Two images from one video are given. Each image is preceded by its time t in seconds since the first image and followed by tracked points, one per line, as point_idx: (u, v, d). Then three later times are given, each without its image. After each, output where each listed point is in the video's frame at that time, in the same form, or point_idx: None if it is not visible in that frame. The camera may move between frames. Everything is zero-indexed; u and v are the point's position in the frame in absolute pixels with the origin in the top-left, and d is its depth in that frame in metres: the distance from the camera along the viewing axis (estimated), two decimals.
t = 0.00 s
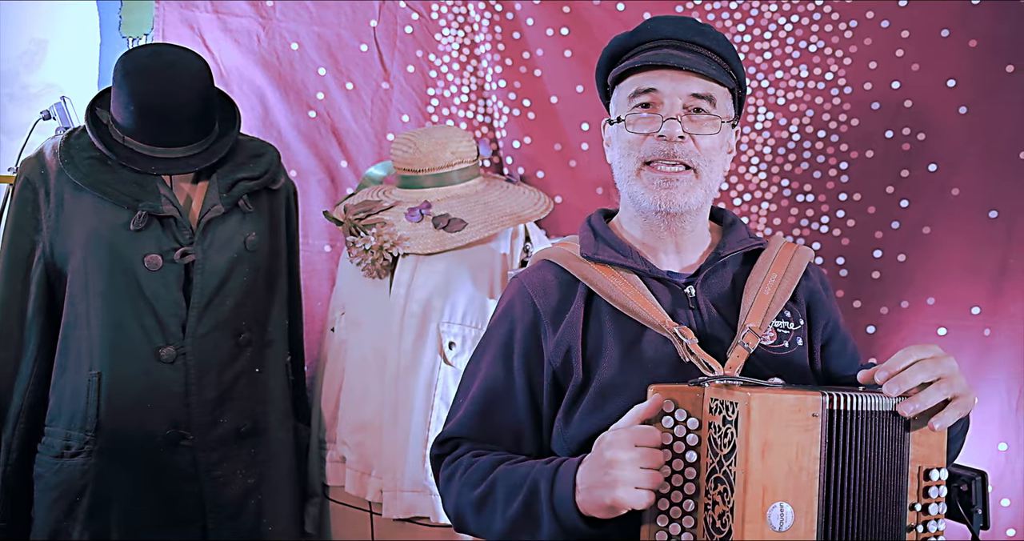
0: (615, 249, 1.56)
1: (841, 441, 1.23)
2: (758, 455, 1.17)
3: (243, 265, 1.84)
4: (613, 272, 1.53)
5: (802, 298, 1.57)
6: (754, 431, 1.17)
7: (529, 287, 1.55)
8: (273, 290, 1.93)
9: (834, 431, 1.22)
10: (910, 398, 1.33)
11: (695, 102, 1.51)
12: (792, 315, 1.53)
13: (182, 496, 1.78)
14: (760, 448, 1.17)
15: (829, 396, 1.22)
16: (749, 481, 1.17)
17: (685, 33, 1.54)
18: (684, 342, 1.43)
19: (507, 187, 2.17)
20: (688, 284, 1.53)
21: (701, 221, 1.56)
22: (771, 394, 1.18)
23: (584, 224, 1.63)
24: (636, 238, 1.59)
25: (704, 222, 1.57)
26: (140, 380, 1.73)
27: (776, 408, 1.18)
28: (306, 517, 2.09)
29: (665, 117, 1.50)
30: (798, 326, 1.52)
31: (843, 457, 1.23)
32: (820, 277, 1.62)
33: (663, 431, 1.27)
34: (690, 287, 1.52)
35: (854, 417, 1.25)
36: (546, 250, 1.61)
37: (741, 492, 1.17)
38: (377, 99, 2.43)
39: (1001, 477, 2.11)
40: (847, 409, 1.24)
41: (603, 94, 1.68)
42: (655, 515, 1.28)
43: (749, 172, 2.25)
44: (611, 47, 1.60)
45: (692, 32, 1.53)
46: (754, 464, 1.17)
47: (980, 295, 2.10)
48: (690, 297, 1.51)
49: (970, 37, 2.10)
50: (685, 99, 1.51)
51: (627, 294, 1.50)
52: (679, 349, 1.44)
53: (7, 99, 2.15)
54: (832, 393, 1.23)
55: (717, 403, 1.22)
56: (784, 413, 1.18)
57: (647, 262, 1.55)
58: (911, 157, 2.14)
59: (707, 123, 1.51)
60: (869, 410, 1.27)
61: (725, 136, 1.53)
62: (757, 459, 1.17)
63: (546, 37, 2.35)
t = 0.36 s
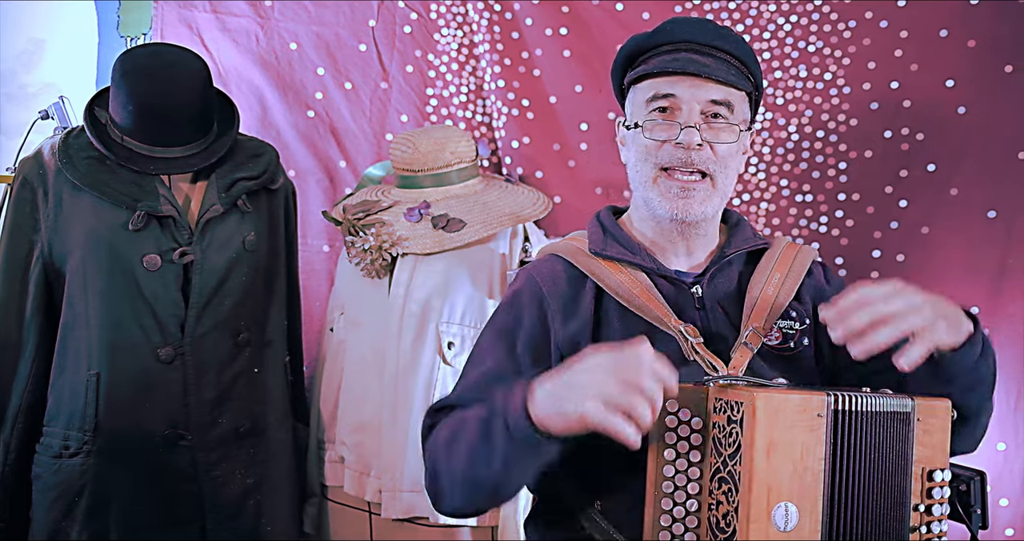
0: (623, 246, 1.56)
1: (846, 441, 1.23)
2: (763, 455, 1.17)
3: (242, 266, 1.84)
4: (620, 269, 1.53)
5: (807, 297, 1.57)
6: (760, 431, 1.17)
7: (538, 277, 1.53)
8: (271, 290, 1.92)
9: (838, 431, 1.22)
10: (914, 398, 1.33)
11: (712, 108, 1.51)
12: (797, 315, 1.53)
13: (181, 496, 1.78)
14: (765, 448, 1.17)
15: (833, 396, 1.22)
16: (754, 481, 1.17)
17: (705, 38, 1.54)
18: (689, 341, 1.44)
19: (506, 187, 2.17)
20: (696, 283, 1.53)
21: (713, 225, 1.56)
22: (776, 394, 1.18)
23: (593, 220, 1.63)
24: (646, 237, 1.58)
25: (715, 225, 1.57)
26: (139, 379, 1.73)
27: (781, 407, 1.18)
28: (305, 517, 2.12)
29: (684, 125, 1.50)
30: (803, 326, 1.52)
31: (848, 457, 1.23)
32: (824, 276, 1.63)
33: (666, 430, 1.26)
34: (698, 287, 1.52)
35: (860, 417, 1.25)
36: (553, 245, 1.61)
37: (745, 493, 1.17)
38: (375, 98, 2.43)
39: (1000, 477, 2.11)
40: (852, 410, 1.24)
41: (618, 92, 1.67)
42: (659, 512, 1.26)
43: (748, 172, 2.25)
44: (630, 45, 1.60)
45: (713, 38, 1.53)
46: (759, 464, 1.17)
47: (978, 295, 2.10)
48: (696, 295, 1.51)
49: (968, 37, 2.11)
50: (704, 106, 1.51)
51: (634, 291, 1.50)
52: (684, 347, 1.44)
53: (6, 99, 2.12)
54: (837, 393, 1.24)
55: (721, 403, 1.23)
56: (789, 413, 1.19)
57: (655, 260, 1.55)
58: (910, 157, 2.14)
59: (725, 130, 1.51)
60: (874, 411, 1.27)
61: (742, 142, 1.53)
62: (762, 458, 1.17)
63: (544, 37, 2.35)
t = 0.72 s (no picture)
0: (627, 236, 1.56)
1: (842, 425, 1.24)
2: (760, 437, 1.18)
3: (241, 266, 1.84)
4: (629, 260, 1.53)
5: (799, 278, 1.57)
6: (756, 414, 1.18)
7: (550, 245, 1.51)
8: (270, 292, 1.91)
9: (834, 415, 1.23)
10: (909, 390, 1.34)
11: (721, 138, 1.52)
12: (789, 294, 1.54)
13: (179, 497, 1.77)
14: (762, 430, 1.18)
15: (829, 381, 1.23)
16: (751, 464, 1.17)
17: (714, 62, 1.52)
18: (688, 333, 1.44)
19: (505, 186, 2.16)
20: (692, 273, 1.54)
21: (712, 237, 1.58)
22: (773, 376, 1.19)
23: (598, 208, 1.63)
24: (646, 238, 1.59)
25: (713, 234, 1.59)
26: (137, 378, 1.73)
27: (777, 390, 1.19)
28: (304, 517, 2.12)
29: (693, 158, 1.50)
30: (796, 306, 1.53)
31: (845, 443, 1.24)
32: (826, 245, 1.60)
33: (664, 421, 1.27)
34: (694, 277, 1.53)
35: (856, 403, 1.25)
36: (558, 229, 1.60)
37: (743, 477, 1.18)
38: (374, 98, 2.43)
39: (999, 476, 2.11)
40: (848, 395, 1.24)
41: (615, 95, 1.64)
42: (656, 503, 1.27)
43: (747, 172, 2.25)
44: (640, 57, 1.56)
45: (722, 63, 1.52)
46: (757, 445, 1.17)
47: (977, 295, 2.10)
48: (693, 286, 1.52)
49: (966, 37, 2.11)
50: (712, 136, 1.51)
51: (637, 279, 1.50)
52: (681, 340, 1.44)
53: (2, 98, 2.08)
54: (833, 380, 1.24)
55: (717, 391, 1.22)
56: (785, 396, 1.19)
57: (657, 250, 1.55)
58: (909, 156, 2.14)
59: (733, 163, 1.52)
60: (871, 399, 1.27)
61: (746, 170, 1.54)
62: (759, 440, 1.18)
63: (543, 37, 2.35)
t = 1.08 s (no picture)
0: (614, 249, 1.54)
1: (841, 439, 1.24)
2: (759, 455, 1.17)
3: (239, 266, 1.83)
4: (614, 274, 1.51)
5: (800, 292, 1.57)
6: (754, 430, 1.17)
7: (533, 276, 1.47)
8: (268, 291, 1.92)
9: (832, 430, 1.23)
10: (909, 395, 1.32)
11: (704, 104, 1.53)
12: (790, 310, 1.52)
13: (178, 497, 1.77)
14: (761, 446, 1.17)
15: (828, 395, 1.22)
16: (750, 480, 1.17)
17: (693, 36, 1.57)
18: (683, 343, 1.43)
19: (503, 186, 2.16)
20: (687, 281, 1.53)
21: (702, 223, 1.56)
22: (771, 393, 1.18)
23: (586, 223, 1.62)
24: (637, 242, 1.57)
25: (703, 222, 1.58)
26: (136, 378, 1.73)
27: (775, 407, 1.18)
28: (302, 518, 2.11)
29: (681, 120, 1.51)
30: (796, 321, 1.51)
31: (844, 457, 1.24)
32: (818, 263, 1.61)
33: (663, 431, 1.26)
34: (689, 285, 1.52)
35: (855, 415, 1.25)
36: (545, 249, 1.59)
37: (741, 493, 1.18)
38: (373, 98, 2.43)
39: (997, 476, 2.12)
40: (845, 407, 1.24)
41: (599, 96, 1.69)
42: (655, 513, 1.27)
43: (746, 172, 2.25)
44: (616, 45, 1.62)
45: (700, 36, 1.56)
46: (755, 463, 1.17)
47: (976, 295, 2.11)
48: (689, 295, 1.52)
49: (965, 38, 2.11)
50: (696, 101, 1.53)
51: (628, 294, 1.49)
52: (678, 349, 1.44)
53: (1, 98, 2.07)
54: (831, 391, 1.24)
55: (717, 403, 1.23)
56: (784, 412, 1.19)
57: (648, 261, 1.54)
58: (908, 157, 2.14)
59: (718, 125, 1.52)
60: (869, 409, 1.27)
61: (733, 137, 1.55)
62: (758, 458, 1.17)
63: (542, 37, 2.35)
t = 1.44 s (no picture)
0: (600, 249, 1.54)
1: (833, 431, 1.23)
2: (750, 447, 1.16)
3: (238, 265, 1.83)
4: (601, 274, 1.50)
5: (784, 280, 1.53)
6: (744, 422, 1.16)
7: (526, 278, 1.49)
8: (267, 291, 1.92)
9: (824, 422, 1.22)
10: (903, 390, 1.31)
11: (690, 104, 1.54)
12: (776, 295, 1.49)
13: (177, 497, 1.77)
14: (752, 438, 1.16)
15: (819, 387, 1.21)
16: (742, 474, 1.16)
17: (677, 36, 1.56)
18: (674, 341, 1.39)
19: (502, 186, 2.16)
20: (674, 280, 1.51)
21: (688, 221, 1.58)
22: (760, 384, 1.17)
23: (570, 227, 1.61)
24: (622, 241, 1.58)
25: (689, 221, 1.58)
26: (136, 379, 1.72)
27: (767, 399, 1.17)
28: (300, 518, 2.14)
29: (671, 119, 1.52)
30: (782, 307, 1.48)
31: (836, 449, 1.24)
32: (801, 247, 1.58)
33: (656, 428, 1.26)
34: (676, 284, 1.50)
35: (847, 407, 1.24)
36: (533, 257, 1.58)
37: (734, 487, 1.17)
38: (371, 98, 2.42)
39: (996, 476, 2.12)
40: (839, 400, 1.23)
41: (576, 94, 1.69)
42: (650, 510, 1.27)
43: (744, 172, 2.25)
44: (597, 45, 1.60)
45: (683, 36, 1.56)
46: (746, 457, 1.16)
47: (974, 295, 2.11)
48: (676, 292, 1.49)
49: (964, 38, 2.11)
50: (683, 101, 1.53)
51: (617, 295, 1.46)
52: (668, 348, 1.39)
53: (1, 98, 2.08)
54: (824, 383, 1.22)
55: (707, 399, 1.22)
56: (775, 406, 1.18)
57: (633, 260, 1.53)
58: (906, 157, 2.14)
59: (703, 125, 1.54)
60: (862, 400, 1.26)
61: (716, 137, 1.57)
62: (750, 451, 1.16)
63: (540, 36, 2.35)
